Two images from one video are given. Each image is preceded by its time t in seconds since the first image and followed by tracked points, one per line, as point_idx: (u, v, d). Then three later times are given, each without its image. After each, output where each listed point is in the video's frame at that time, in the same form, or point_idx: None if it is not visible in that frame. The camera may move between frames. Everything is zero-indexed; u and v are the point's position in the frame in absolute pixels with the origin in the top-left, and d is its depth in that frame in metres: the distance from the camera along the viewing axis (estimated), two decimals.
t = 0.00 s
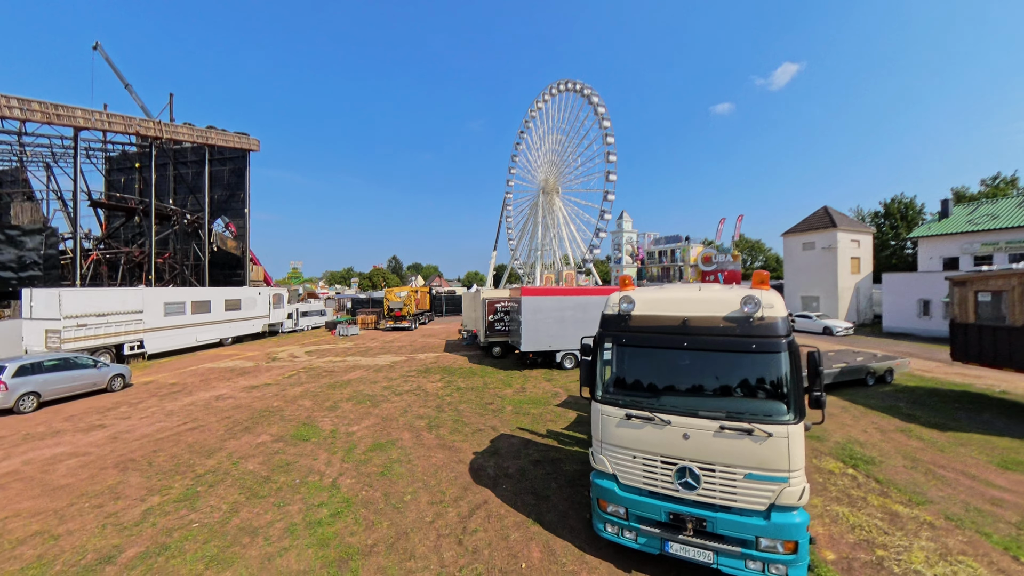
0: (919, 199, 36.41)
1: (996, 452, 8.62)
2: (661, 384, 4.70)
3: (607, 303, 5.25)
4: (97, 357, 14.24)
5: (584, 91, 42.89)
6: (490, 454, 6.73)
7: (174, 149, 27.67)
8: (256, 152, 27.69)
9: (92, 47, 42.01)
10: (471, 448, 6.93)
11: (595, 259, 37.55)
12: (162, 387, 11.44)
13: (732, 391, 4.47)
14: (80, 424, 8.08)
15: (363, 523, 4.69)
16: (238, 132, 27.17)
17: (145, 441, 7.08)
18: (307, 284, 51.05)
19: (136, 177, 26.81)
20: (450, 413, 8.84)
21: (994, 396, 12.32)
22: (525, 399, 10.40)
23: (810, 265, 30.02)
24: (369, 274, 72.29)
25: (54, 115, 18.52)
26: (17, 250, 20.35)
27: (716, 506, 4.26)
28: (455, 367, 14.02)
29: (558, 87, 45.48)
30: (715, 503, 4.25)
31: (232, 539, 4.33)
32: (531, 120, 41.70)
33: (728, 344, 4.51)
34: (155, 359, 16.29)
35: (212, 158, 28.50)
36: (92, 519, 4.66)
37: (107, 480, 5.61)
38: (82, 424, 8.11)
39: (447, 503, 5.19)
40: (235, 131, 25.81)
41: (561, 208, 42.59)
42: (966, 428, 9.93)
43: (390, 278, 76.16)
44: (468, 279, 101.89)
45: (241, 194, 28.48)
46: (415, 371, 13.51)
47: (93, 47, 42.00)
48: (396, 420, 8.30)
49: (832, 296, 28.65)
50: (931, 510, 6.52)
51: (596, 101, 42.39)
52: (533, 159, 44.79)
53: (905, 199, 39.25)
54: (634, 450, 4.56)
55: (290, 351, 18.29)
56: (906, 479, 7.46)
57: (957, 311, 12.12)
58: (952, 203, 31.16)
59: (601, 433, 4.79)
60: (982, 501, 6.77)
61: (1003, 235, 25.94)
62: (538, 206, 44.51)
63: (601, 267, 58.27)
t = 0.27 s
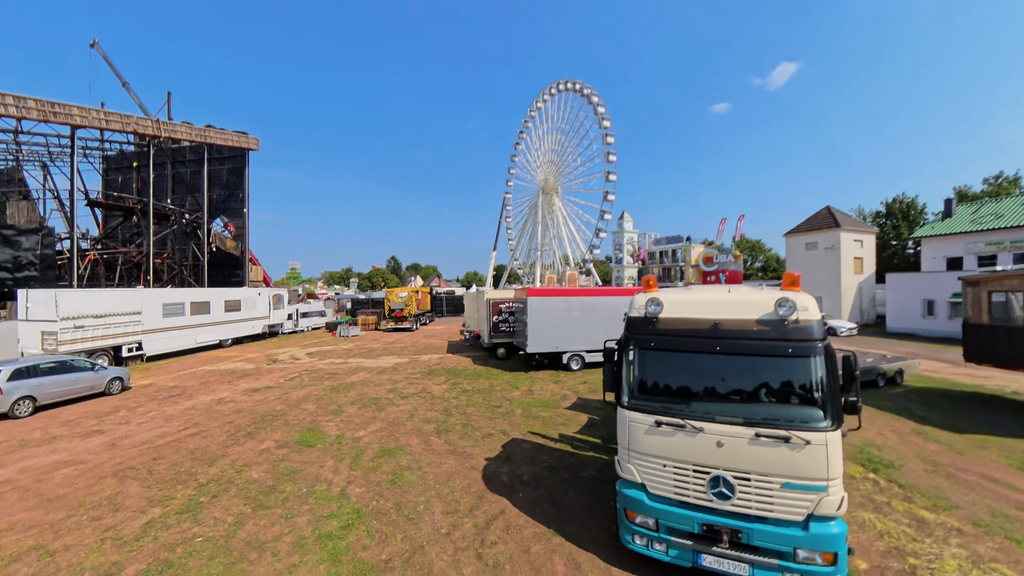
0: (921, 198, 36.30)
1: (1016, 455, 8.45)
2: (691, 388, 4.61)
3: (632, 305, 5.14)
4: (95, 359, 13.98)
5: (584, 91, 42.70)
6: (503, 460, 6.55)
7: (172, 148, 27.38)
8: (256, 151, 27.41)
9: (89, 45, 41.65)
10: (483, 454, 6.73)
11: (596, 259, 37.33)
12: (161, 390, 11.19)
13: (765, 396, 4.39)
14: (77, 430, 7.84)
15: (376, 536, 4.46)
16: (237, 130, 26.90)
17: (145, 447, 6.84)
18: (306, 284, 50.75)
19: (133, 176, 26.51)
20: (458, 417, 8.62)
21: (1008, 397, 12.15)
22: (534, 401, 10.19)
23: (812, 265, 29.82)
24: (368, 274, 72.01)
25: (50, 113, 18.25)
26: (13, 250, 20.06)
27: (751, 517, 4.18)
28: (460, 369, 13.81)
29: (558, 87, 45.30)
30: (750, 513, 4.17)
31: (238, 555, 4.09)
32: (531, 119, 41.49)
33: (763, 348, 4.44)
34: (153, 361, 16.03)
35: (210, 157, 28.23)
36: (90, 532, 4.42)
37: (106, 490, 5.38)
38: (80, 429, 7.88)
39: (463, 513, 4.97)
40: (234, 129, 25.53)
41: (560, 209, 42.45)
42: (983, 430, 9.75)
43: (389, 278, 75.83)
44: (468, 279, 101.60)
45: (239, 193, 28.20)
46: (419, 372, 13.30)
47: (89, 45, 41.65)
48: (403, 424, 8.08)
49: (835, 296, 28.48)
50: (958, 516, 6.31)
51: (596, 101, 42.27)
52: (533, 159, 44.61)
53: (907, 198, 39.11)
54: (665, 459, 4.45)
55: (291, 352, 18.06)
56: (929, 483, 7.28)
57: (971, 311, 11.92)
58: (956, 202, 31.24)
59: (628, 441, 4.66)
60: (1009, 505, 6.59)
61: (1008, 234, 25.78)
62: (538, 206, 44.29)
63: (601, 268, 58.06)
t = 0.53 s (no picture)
0: (923, 198, 36.25)
1: None
2: (717, 392, 4.51)
3: (655, 307, 5.04)
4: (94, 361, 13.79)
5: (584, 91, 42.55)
6: (516, 464, 6.45)
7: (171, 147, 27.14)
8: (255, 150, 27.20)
9: (87, 43, 41.39)
10: (496, 459, 6.60)
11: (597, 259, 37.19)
12: (162, 393, 10.99)
13: (794, 400, 4.28)
14: (78, 434, 7.66)
15: (391, 546, 4.29)
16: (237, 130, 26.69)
17: (148, 453, 6.66)
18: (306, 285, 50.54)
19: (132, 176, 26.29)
20: (467, 420, 8.48)
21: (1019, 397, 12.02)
22: (543, 403, 10.05)
23: (815, 265, 29.66)
24: (367, 274, 71.93)
25: (48, 111, 18.03)
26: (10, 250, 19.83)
27: (783, 523, 4.07)
28: (465, 370, 13.67)
29: (558, 87, 45.18)
30: (782, 520, 4.06)
31: (247, 568, 3.91)
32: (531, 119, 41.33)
33: (793, 353, 4.32)
34: (153, 362, 15.83)
35: (210, 157, 28.02)
36: (93, 545, 4.24)
37: (109, 498, 5.20)
38: (81, 434, 7.70)
39: (479, 521, 4.81)
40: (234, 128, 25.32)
41: (560, 209, 42.32)
42: (997, 431, 9.62)
43: (388, 278, 75.65)
44: (467, 279, 101.50)
45: (239, 193, 28.00)
46: (424, 374, 13.14)
47: (88, 42, 41.39)
48: (412, 428, 7.93)
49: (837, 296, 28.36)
50: (979, 518, 6.17)
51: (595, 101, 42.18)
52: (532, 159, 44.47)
53: (909, 198, 39.05)
54: (693, 465, 4.34)
55: (292, 354, 17.89)
56: (948, 485, 7.14)
57: (981, 312, 11.78)
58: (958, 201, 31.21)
59: (655, 447, 4.55)
60: None
61: (1012, 234, 25.70)
62: (537, 206, 44.14)
63: (602, 268, 57.96)
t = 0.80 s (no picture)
0: (924, 198, 36.19)
1: None
2: (741, 398, 4.39)
3: (676, 311, 4.91)
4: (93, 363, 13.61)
5: (585, 91, 42.45)
6: (528, 469, 6.33)
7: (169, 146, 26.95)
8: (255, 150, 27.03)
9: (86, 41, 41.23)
10: (507, 464, 6.47)
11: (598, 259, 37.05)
12: (162, 396, 10.82)
13: (820, 407, 4.17)
14: (77, 439, 7.50)
15: (404, 558, 4.14)
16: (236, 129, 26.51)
17: (149, 459, 6.50)
18: (305, 286, 50.33)
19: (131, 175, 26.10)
20: (475, 424, 8.34)
21: None
22: (550, 406, 9.91)
23: (817, 265, 29.54)
24: (366, 274, 71.77)
25: (46, 110, 17.84)
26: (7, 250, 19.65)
27: (811, 533, 3.93)
28: (469, 372, 13.53)
29: (558, 87, 45.07)
30: (809, 529, 3.92)
31: None
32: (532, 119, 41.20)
33: (821, 358, 4.21)
34: (153, 364, 15.66)
35: (209, 156, 27.84)
36: (93, 558, 4.08)
37: (110, 507, 5.04)
38: (81, 438, 7.54)
39: (494, 530, 4.67)
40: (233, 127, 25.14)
41: (560, 209, 42.18)
42: (1010, 433, 9.50)
43: (388, 278, 75.41)
44: (467, 279, 101.34)
45: (238, 193, 27.82)
46: (428, 376, 12.99)
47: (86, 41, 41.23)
48: (419, 431, 7.78)
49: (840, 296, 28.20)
50: (998, 523, 6.02)
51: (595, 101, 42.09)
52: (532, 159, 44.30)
53: (910, 198, 38.98)
54: (718, 473, 4.21)
55: (293, 355, 17.73)
56: (965, 489, 7.00)
57: (991, 311, 11.65)
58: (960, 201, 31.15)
59: (678, 454, 4.42)
60: None
61: (1015, 234, 25.62)
62: (536, 206, 43.98)
63: (602, 269, 57.86)
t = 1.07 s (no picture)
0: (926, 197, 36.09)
1: None
2: (764, 402, 4.24)
3: (693, 313, 4.75)
4: (89, 365, 13.41)
5: (585, 90, 42.31)
6: (536, 474, 6.19)
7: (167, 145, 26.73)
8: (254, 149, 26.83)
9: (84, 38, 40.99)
10: (514, 469, 6.33)
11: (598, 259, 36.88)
12: (160, 398, 10.64)
13: (846, 410, 4.03)
14: (72, 444, 7.32)
15: (412, 569, 3.98)
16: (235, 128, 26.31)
17: (146, 464, 6.33)
18: (304, 286, 50.09)
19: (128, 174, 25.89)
20: (480, 427, 8.17)
21: None
22: (555, 408, 9.75)
23: (818, 265, 29.41)
24: (365, 274, 71.54)
25: (42, 107, 17.63)
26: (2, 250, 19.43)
27: (838, 542, 3.79)
28: (471, 373, 13.36)
29: (558, 85, 44.85)
30: (836, 538, 3.78)
31: None
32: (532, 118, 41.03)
33: (848, 360, 4.07)
34: (151, 366, 15.47)
35: (207, 155, 27.64)
36: (87, 570, 3.91)
37: (105, 516, 4.87)
38: (77, 443, 7.36)
39: (504, 540, 4.52)
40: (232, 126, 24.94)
41: (559, 209, 42.00)
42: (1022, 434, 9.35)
43: (387, 278, 75.11)
44: (466, 279, 101.16)
45: (237, 192, 27.61)
46: (430, 377, 12.82)
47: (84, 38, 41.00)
48: (422, 435, 7.61)
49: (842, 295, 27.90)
50: (1019, 527, 5.86)
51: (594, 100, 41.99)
52: (531, 158, 44.08)
53: (912, 197, 38.89)
54: (740, 481, 4.07)
55: (293, 356, 17.55)
56: (982, 492, 6.84)
57: (1001, 310, 11.51)
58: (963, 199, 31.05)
59: (697, 461, 4.27)
60: None
61: (1018, 233, 25.52)
62: (536, 206, 43.81)
63: (601, 268, 57.71)
